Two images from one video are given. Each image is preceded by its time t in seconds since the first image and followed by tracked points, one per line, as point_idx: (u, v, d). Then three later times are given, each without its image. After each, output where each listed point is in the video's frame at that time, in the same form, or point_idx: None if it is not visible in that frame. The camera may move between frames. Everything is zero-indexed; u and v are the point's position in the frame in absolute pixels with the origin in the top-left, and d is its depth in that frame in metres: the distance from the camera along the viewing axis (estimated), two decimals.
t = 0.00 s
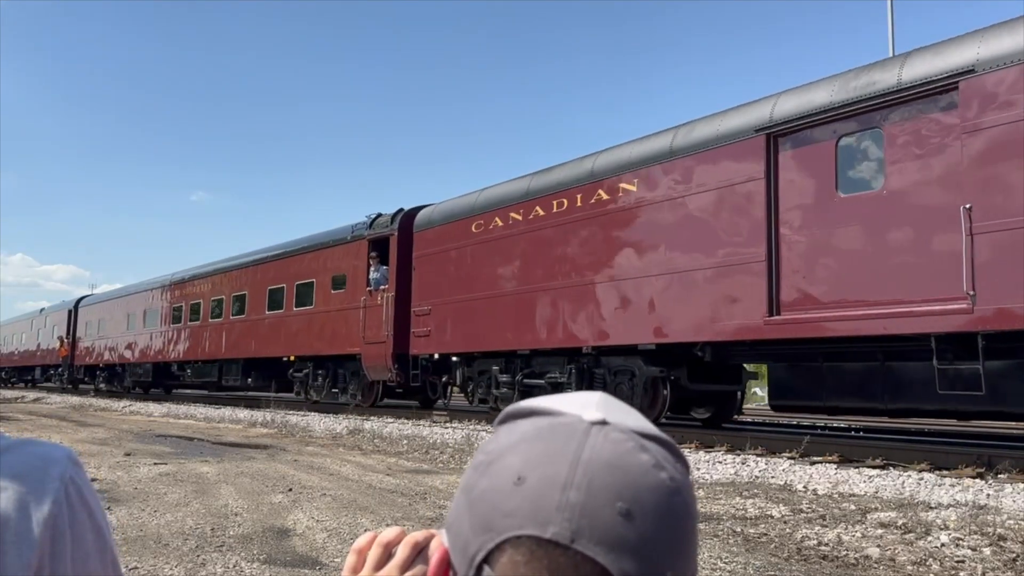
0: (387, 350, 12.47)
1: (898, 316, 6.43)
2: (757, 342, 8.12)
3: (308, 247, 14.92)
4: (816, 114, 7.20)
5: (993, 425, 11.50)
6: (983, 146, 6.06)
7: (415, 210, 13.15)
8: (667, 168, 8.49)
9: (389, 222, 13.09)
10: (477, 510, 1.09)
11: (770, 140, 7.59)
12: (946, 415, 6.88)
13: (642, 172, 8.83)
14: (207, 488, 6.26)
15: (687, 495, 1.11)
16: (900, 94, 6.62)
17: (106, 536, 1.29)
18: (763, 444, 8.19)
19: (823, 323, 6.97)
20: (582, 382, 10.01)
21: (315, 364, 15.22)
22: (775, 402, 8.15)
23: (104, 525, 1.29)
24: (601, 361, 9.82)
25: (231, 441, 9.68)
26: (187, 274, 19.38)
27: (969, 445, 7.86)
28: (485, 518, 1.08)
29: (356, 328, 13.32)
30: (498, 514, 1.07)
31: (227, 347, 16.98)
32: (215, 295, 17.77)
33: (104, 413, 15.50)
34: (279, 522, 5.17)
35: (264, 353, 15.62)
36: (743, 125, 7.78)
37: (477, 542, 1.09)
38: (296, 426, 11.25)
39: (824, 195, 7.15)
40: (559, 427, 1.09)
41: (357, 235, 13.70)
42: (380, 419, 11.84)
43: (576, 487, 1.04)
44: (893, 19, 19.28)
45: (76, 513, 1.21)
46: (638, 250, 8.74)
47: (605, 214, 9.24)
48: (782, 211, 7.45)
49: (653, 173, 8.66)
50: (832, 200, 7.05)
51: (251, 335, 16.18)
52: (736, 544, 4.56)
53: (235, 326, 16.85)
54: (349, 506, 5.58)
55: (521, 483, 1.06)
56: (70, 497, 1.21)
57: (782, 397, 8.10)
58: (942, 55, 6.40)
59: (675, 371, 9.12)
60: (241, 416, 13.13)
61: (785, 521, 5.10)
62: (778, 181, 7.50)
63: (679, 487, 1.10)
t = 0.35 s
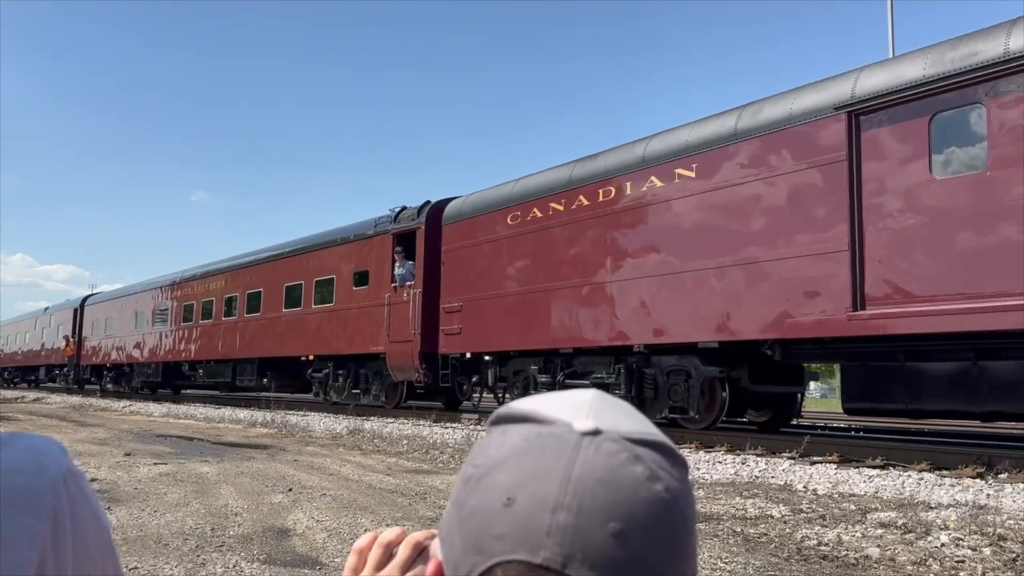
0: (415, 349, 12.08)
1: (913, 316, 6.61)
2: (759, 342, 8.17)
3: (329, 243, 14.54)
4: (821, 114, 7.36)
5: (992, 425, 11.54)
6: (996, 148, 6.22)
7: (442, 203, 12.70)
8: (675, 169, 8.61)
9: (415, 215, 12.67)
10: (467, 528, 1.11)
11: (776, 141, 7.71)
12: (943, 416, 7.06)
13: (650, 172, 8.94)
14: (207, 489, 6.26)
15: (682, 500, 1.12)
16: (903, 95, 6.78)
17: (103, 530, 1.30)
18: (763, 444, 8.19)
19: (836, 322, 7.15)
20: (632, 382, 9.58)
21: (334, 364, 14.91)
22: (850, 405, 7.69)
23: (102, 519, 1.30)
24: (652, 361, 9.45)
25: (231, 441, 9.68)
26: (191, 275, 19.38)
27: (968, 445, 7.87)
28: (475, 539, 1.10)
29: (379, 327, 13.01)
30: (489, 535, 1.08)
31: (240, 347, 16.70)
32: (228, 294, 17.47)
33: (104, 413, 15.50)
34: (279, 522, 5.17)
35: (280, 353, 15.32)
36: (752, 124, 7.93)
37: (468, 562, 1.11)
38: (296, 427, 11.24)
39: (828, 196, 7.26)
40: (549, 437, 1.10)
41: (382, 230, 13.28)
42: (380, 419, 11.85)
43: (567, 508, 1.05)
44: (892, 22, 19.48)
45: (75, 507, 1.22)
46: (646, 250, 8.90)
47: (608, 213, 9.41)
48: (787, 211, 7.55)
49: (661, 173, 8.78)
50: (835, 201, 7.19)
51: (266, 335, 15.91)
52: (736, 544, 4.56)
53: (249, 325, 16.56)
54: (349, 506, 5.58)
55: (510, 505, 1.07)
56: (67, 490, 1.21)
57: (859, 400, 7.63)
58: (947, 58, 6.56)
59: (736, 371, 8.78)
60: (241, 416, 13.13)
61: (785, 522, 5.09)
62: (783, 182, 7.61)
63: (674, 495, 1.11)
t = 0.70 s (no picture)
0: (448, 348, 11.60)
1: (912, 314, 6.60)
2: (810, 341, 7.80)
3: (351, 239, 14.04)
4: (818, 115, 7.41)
5: (994, 425, 11.53)
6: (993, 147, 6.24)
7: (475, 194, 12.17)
8: (677, 169, 8.65)
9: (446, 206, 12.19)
10: (461, 535, 1.15)
11: (778, 141, 7.74)
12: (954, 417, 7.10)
13: (652, 172, 8.97)
14: (207, 489, 6.26)
15: (676, 503, 1.15)
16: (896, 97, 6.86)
17: (95, 495, 1.56)
18: (763, 445, 8.18)
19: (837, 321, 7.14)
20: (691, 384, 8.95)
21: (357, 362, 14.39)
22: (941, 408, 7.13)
23: (94, 484, 1.57)
24: (715, 360, 8.86)
25: (231, 441, 9.68)
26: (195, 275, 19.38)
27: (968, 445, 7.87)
28: (469, 549, 1.14)
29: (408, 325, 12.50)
30: (482, 546, 1.13)
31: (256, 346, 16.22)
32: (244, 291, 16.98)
33: (104, 413, 15.49)
34: (279, 522, 5.17)
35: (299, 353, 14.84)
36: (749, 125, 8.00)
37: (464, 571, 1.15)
38: (296, 427, 11.25)
39: (828, 195, 7.28)
40: (540, 445, 1.13)
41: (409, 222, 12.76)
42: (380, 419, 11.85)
43: (557, 520, 1.09)
44: (891, 19, 19.69)
45: (54, 471, 1.50)
46: (648, 249, 8.91)
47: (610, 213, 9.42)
48: (788, 211, 7.58)
49: (664, 173, 8.81)
50: (834, 201, 7.21)
51: (282, 333, 15.45)
52: (736, 544, 4.56)
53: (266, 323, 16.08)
54: (349, 506, 5.58)
55: (502, 516, 1.11)
56: (45, 459, 1.50)
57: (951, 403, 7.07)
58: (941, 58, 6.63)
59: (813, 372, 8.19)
60: (241, 416, 13.13)
61: (785, 522, 5.09)
62: (784, 181, 7.63)
63: (666, 501, 1.14)
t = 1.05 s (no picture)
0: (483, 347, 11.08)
1: (918, 314, 6.67)
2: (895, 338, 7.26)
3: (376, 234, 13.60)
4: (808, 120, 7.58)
5: (995, 426, 11.55)
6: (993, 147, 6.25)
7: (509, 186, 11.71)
8: (681, 169, 8.69)
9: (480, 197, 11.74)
10: (444, 549, 1.16)
11: (780, 142, 7.78)
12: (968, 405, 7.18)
13: (654, 173, 8.99)
14: (207, 488, 6.26)
15: (661, 515, 1.15)
16: (901, 97, 6.89)
17: (89, 486, 1.50)
18: (763, 445, 8.19)
19: (841, 322, 7.20)
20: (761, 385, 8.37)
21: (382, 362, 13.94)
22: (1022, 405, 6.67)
23: (87, 476, 1.51)
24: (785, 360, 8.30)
25: (231, 441, 9.68)
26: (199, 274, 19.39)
27: (970, 445, 7.88)
28: (452, 563, 1.15)
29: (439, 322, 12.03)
30: (463, 562, 1.14)
31: (275, 345, 15.78)
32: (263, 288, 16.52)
33: (104, 413, 15.49)
34: (279, 522, 5.17)
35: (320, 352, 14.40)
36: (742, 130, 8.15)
37: None
38: (296, 427, 11.25)
39: (830, 196, 7.30)
40: (522, 457, 1.14)
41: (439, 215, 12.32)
42: (380, 420, 11.85)
43: (537, 536, 1.09)
44: (889, 13, 19.90)
45: (41, 463, 1.45)
46: (650, 250, 8.94)
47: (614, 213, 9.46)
48: (790, 211, 7.60)
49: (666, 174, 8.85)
50: (837, 201, 7.25)
51: (302, 331, 15.01)
52: (736, 544, 4.56)
53: (286, 321, 15.62)
54: (349, 506, 5.58)
55: (483, 532, 1.12)
56: (30, 452, 1.45)
57: None
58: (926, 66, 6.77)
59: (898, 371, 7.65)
60: (241, 416, 13.13)
61: (785, 522, 5.10)
62: (786, 182, 7.66)
63: (650, 513, 1.13)
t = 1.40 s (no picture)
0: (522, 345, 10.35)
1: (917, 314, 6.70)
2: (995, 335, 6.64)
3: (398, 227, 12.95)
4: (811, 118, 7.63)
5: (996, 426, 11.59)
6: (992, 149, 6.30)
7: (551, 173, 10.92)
8: (684, 169, 8.71)
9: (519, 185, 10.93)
10: (437, 528, 1.16)
11: (783, 142, 7.80)
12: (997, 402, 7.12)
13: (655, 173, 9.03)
14: (207, 489, 6.26)
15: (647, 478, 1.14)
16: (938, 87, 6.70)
17: (87, 472, 1.42)
18: (762, 444, 8.20)
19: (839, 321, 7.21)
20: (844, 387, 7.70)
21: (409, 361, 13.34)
22: None
23: (86, 461, 1.42)
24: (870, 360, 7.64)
25: (230, 441, 9.67)
26: (201, 273, 19.33)
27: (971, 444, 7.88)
28: (444, 540, 1.15)
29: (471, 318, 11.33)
30: (455, 534, 1.13)
31: (292, 345, 15.10)
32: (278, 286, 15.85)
33: (104, 413, 15.47)
34: (279, 522, 5.17)
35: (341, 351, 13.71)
36: (733, 131, 8.29)
37: (440, 563, 1.15)
38: (296, 427, 11.25)
39: (831, 197, 7.35)
40: (509, 430, 1.15)
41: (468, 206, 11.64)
42: (380, 419, 11.84)
43: (524, 496, 1.09)
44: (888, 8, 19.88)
45: (40, 455, 1.35)
46: (653, 249, 8.96)
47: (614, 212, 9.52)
48: (791, 211, 7.64)
49: (669, 173, 8.87)
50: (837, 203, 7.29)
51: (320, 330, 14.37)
52: (735, 544, 4.56)
53: (303, 319, 14.96)
54: (349, 506, 5.58)
55: (472, 501, 1.12)
56: (26, 443, 1.35)
57: None
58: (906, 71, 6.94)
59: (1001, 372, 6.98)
60: (241, 416, 13.12)
61: (785, 521, 5.10)
62: (787, 182, 7.70)
63: (635, 474, 1.13)
